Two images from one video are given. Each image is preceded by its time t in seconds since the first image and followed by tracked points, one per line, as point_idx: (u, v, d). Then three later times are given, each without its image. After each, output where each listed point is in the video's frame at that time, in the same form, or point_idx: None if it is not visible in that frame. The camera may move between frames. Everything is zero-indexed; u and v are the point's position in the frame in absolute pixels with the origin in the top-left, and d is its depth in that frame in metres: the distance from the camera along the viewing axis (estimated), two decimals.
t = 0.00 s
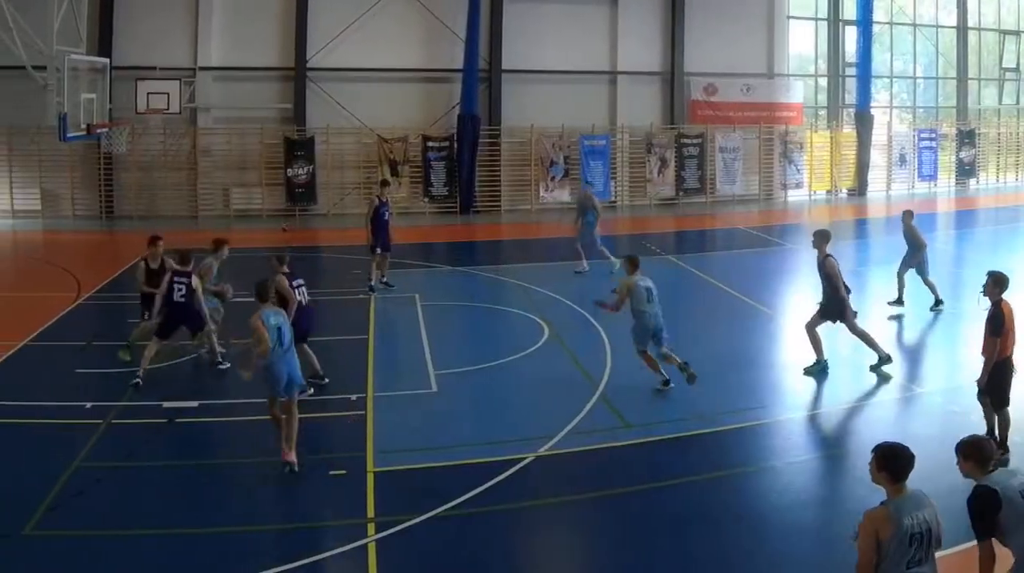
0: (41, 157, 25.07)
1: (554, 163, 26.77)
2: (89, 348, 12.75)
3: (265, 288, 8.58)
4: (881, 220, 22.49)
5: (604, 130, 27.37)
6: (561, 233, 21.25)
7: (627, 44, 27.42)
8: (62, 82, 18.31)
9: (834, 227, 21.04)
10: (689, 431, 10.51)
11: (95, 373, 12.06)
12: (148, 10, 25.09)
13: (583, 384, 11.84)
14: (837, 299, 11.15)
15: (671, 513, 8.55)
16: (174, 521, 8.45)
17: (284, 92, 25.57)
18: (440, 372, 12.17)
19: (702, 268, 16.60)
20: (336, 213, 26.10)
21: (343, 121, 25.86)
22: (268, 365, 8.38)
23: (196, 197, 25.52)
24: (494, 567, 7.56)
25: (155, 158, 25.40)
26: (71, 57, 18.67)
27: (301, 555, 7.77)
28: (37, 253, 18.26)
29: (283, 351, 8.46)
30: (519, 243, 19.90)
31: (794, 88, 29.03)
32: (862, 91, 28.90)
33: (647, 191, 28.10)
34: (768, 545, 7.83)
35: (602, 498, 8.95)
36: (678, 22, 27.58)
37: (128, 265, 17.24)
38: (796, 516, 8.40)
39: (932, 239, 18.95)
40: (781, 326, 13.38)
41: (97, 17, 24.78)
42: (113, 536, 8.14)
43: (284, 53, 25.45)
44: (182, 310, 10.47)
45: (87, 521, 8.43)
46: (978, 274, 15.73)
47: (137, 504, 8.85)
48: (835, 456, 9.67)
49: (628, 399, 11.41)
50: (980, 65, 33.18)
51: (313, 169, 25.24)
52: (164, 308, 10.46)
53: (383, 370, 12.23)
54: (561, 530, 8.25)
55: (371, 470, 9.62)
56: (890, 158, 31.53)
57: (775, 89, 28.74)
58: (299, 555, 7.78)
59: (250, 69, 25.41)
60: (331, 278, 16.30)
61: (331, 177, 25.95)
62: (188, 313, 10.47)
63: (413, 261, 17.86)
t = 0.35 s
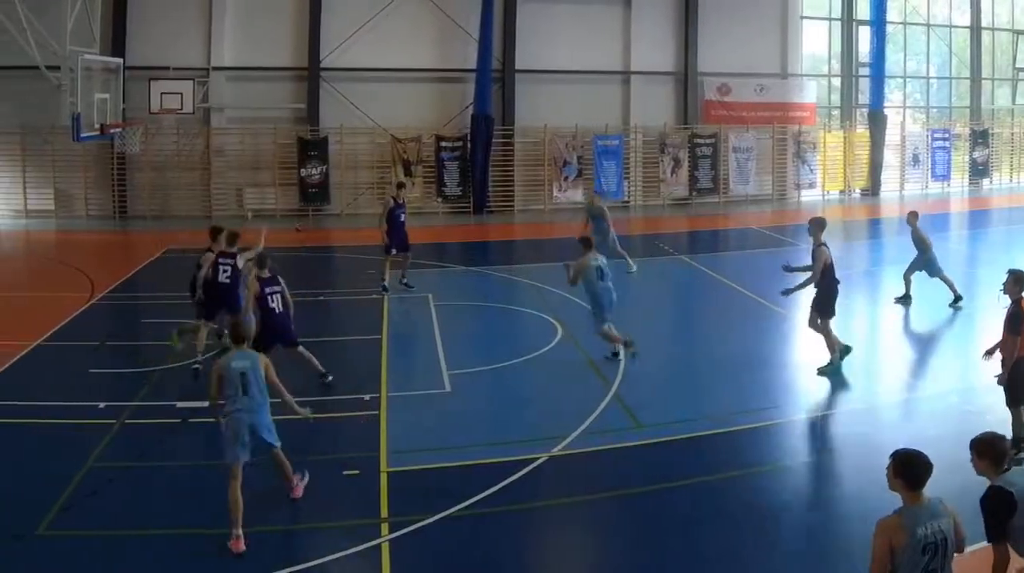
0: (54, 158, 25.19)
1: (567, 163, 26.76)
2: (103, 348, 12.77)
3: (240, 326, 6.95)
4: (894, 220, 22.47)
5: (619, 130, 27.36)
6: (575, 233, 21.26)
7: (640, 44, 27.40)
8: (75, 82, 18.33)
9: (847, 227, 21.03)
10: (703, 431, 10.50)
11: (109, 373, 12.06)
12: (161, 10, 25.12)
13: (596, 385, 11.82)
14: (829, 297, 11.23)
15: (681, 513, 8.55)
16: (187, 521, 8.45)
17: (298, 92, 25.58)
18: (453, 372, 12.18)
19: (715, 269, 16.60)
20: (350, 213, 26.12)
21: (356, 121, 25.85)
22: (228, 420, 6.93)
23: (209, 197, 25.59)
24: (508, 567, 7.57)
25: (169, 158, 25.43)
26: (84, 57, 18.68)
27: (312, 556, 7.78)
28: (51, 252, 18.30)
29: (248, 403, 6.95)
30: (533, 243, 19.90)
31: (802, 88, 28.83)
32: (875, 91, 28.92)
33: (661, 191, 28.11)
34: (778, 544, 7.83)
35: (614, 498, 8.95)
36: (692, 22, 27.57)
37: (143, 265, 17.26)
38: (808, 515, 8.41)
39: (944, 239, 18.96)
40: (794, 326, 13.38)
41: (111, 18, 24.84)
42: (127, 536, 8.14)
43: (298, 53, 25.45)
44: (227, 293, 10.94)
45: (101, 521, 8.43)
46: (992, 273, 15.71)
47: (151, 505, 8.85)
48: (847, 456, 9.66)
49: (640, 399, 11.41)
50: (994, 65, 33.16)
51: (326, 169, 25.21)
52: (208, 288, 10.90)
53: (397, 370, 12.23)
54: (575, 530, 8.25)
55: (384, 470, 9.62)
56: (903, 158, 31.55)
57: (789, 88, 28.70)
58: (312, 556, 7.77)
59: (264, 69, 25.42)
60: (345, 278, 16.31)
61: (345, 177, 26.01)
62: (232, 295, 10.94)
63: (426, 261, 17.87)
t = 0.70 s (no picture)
0: (69, 157, 25.25)
1: (582, 163, 26.64)
2: (119, 347, 12.78)
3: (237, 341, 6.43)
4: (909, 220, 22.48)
5: (634, 130, 27.33)
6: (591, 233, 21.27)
7: (655, 44, 27.39)
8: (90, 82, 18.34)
9: (861, 228, 21.06)
10: (718, 431, 10.50)
11: (124, 373, 12.05)
12: (175, 10, 25.17)
13: (609, 384, 11.83)
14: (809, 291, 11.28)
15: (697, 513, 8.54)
16: (203, 521, 8.40)
17: (312, 92, 25.57)
18: (467, 371, 12.19)
19: (730, 269, 16.60)
20: (365, 213, 26.11)
21: (371, 121, 25.85)
22: (208, 439, 6.35)
23: (225, 196, 25.58)
24: (523, 567, 7.56)
25: (184, 158, 25.44)
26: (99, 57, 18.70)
27: (325, 556, 7.75)
28: (67, 252, 18.32)
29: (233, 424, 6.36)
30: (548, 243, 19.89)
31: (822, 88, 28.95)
32: (890, 91, 29.01)
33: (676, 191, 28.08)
34: (795, 544, 7.83)
35: (630, 498, 8.94)
36: (707, 22, 27.56)
37: (160, 265, 17.27)
38: (825, 515, 8.41)
39: (958, 239, 18.98)
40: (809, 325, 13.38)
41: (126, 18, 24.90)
42: (143, 536, 8.12)
43: (312, 53, 25.45)
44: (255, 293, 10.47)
45: (116, 521, 8.40)
46: (1005, 273, 15.72)
47: (168, 504, 8.85)
48: (863, 456, 9.66)
49: (656, 399, 11.41)
50: (1009, 65, 33.11)
51: (341, 169, 25.17)
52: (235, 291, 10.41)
53: (412, 370, 12.22)
54: (590, 530, 8.24)
55: (399, 470, 9.62)
56: (918, 158, 31.55)
57: (803, 88, 28.68)
58: (324, 556, 7.75)
59: (277, 69, 25.44)
60: (360, 278, 16.32)
61: (360, 178, 26.01)
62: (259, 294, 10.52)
63: (442, 261, 17.88)
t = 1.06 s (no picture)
0: (83, 157, 25.37)
1: (596, 163, 26.80)
2: (132, 347, 12.78)
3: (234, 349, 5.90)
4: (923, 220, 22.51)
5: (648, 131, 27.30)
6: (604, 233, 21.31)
7: (668, 45, 27.36)
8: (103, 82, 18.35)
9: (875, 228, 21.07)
10: (734, 431, 10.49)
11: (137, 373, 12.05)
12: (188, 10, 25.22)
13: (623, 384, 11.83)
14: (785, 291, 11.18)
15: (710, 513, 8.52)
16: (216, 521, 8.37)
17: (325, 92, 25.57)
18: (480, 371, 12.19)
19: (744, 269, 16.59)
20: (379, 213, 26.15)
21: (384, 121, 25.86)
22: (202, 455, 5.87)
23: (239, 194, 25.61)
24: (537, 567, 7.55)
25: (197, 158, 25.52)
26: (113, 57, 18.70)
27: (336, 556, 7.74)
28: (81, 252, 18.34)
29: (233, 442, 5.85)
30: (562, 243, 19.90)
31: (831, 89, 28.77)
32: (904, 91, 28.97)
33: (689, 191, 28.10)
34: (808, 544, 7.83)
35: (644, 498, 8.93)
36: (720, 23, 27.52)
37: (173, 264, 17.28)
38: (840, 514, 8.41)
39: (972, 239, 18.98)
40: (822, 325, 13.38)
41: (138, 19, 24.96)
42: (158, 536, 8.10)
43: (325, 53, 25.46)
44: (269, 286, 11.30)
45: (129, 521, 8.39)
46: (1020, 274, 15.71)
47: (185, 505, 8.84)
48: (877, 456, 9.65)
49: (670, 399, 11.39)
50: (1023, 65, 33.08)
51: (354, 169, 25.24)
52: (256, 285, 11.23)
53: (425, 370, 12.21)
54: (602, 529, 8.25)
55: (412, 470, 9.61)
56: (931, 158, 31.61)
57: (816, 88, 28.64)
58: (337, 557, 7.74)
59: (291, 69, 25.45)
60: (373, 278, 16.32)
61: (373, 177, 26.03)
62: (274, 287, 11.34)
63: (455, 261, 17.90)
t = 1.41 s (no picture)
0: (97, 157, 25.40)
1: (609, 163, 26.76)
2: (145, 347, 12.78)
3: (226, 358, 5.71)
4: (937, 220, 22.48)
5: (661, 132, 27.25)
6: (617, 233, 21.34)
7: (680, 45, 27.33)
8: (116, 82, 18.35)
9: (889, 227, 21.05)
10: (749, 431, 10.48)
11: (149, 373, 12.05)
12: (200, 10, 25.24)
13: (635, 384, 11.81)
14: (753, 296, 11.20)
15: (723, 514, 8.51)
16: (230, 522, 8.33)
17: (339, 92, 25.58)
18: (494, 371, 12.19)
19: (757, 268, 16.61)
20: (392, 212, 26.19)
21: (398, 121, 25.89)
22: (212, 473, 5.71)
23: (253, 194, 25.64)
24: (551, 567, 7.54)
25: (211, 158, 25.56)
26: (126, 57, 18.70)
27: (351, 556, 7.74)
28: (95, 252, 18.33)
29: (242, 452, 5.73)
30: (575, 243, 19.90)
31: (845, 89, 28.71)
32: (918, 91, 28.83)
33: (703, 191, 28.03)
34: (821, 544, 7.82)
35: (658, 498, 8.93)
36: (733, 23, 27.49)
37: (187, 264, 17.28)
38: (853, 514, 8.40)
39: (986, 239, 18.98)
40: (836, 325, 13.38)
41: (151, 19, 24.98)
42: (174, 536, 8.09)
43: (338, 53, 25.45)
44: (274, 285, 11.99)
45: (143, 521, 8.37)
46: None
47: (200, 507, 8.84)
48: (890, 456, 9.65)
49: (683, 399, 11.38)
50: None
51: (368, 169, 25.33)
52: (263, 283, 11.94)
53: (439, 370, 12.22)
54: (616, 529, 8.24)
55: (426, 470, 9.60)
56: (944, 158, 31.59)
57: (830, 88, 28.60)
58: (349, 557, 7.72)
59: (304, 69, 25.45)
60: (387, 278, 16.33)
61: (387, 177, 26.09)
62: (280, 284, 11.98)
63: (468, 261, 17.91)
